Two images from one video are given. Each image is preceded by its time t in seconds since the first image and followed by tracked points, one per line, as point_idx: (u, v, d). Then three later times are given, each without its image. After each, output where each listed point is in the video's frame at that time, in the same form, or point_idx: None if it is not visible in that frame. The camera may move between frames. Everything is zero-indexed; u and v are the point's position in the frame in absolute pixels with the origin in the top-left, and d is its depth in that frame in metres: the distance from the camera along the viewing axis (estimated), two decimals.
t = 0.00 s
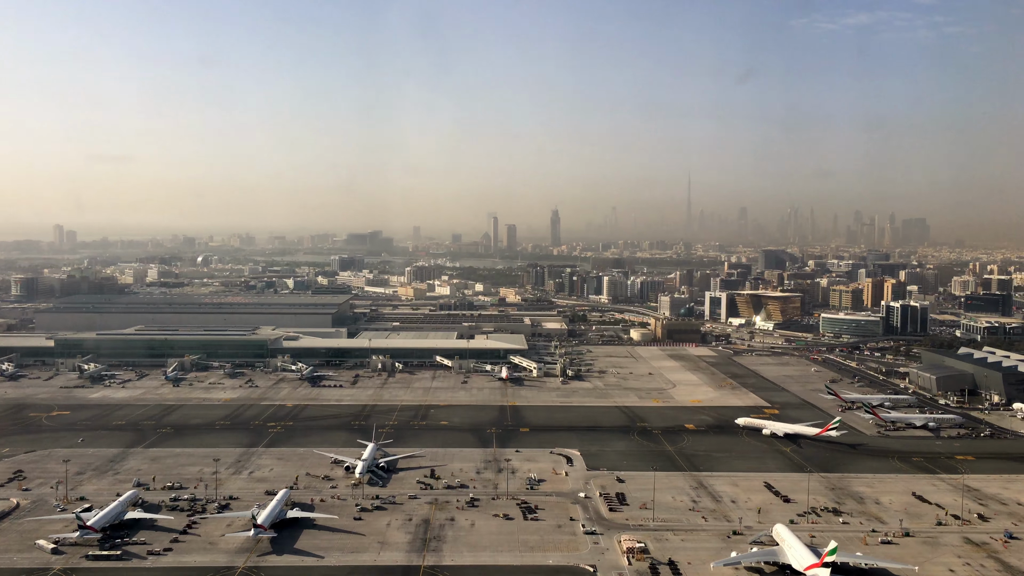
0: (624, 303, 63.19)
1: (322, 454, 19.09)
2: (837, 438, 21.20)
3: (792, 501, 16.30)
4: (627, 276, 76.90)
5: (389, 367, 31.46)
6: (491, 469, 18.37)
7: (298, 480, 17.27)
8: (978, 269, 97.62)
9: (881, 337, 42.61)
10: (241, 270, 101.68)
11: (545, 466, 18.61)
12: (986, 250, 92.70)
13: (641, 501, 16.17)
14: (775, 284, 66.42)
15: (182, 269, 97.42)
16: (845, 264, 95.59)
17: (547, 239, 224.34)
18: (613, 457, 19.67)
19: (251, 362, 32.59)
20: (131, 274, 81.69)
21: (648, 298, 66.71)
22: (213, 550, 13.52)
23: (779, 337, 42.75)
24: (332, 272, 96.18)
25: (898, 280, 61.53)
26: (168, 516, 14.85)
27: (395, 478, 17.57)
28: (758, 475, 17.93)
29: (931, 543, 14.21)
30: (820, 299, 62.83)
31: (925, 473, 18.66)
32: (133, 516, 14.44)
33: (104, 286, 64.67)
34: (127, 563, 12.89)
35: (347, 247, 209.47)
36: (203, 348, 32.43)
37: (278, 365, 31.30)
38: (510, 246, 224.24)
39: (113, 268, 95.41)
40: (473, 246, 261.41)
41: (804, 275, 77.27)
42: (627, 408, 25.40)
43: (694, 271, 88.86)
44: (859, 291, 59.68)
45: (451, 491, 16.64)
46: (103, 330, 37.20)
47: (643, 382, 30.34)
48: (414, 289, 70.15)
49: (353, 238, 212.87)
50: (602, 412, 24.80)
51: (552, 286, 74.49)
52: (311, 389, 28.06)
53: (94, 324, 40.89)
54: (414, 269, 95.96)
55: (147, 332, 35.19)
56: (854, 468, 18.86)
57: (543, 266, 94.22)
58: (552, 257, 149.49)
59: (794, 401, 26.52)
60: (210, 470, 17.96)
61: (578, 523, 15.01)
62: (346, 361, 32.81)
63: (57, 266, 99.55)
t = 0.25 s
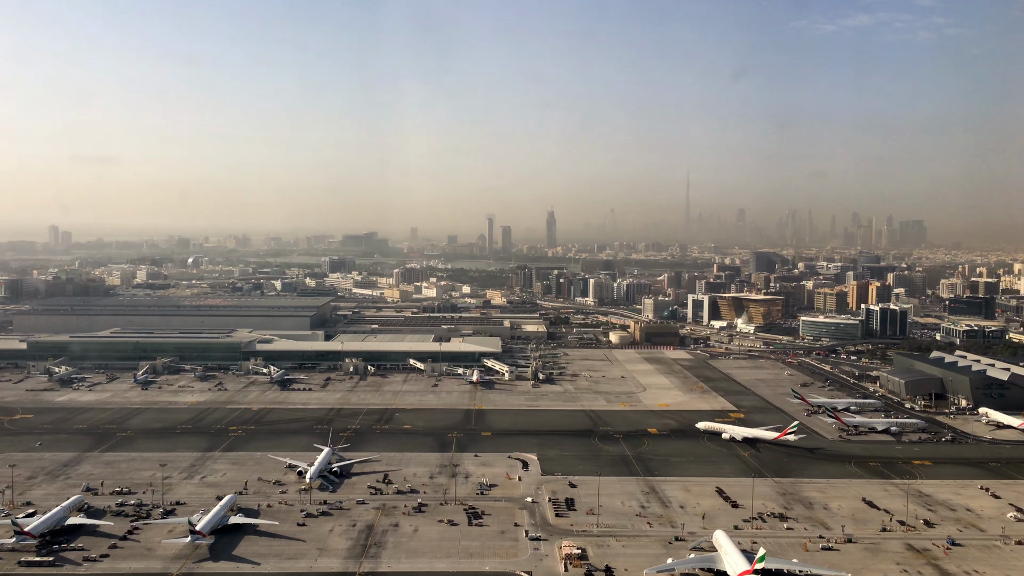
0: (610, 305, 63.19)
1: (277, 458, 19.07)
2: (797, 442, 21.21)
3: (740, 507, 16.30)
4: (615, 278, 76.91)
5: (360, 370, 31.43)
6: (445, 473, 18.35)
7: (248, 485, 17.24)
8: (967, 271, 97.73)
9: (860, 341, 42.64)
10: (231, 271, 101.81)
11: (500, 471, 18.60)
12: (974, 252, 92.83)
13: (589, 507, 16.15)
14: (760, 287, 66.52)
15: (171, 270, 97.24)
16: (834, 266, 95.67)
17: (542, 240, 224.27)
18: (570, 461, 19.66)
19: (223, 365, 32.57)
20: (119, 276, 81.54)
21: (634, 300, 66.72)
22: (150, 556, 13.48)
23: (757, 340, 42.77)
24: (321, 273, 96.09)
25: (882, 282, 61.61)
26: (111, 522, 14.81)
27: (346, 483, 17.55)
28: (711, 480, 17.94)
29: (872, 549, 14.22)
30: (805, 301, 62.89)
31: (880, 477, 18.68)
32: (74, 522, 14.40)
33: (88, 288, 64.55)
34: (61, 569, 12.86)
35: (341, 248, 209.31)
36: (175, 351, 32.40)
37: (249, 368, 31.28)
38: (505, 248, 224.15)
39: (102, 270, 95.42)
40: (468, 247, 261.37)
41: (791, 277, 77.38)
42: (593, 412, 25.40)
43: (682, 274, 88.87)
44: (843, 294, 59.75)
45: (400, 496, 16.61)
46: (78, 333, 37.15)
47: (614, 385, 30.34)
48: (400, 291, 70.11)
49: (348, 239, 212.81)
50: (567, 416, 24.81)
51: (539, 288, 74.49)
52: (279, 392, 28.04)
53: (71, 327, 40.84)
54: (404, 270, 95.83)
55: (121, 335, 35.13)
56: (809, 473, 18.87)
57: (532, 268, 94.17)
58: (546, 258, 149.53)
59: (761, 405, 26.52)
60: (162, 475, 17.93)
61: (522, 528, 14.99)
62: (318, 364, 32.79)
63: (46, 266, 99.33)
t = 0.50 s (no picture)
0: (594, 307, 63.23)
1: (234, 462, 19.01)
2: (760, 446, 21.22)
3: (693, 511, 16.30)
4: (601, 280, 76.94)
5: (333, 373, 31.39)
6: (401, 477, 18.31)
7: (202, 489, 17.19)
8: (955, 273, 97.98)
9: (839, 343, 42.70)
10: (219, 272, 101.78)
11: (457, 475, 18.58)
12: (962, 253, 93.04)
13: (541, 511, 16.12)
14: (745, 289, 66.61)
15: (159, 271, 97.02)
16: (822, 267, 95.75)
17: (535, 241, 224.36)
18: (530, 465, 19.65)
19: (196, 368, 32.50)
20: (105, 278, 81.31)
21: (619, 301, 66.75)
22: (92, 561, 13.42)
23: (736, 342, 42.81)
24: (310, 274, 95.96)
25: (866, 284, 61.75)
26: (57, 527, 14.75)
27: (301, 488, 17.50)
28: (668, 484, 17.93)
29: (818, 553, 14.24)
30: (789, 303, 62.99)
31: (838, 481, 18.70)
32: (18, 527, 14.34)
33: (72, 290, 64.37)
34: None
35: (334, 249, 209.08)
36: (148, 353, 32.33)
37: (222, 371, 31.22)
38: (497, 248, 224.13)
39: (89, 271, 95.25)
40: (461, 248, 261.31)
41: (778, 278, 77.49)
42: (560, 415, 25.39)
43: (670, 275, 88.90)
44: (826, 296, 59.87)
45: (353, 500, 16.57)
46: (53, 335, 37.04)
47: (586, 388, 30.34)
48: (386, 292, 70.05)
49: (341, 241, 212.56)
50: (535, 419, 24.79)
51: (526, 289, 74.49)
52: (249, 395, 27.99)
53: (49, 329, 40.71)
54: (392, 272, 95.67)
55: (95, 337, 35.04)
56: (768, 476, 18.89)
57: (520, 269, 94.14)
58: (536, 260, 149.58)
59: (730, 408, 26.53)
60: (117, 479, 17.87)
61: (470, 533, 14.95)
62: (292, 367, 32.75)
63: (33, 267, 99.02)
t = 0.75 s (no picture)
0: (577, 308, 63.27)
1: (187, 466, 18.96)
2: (718, 448, 21.24)
3: (639, 515, 16.33)
4: (586, 280, 77.01)
5: (303, 375, 31.36)
6: (353, 481, 18.29)
7: (151, 494, 17.13)
8: (941, 272, 98.38)
9: (815, 343, 42.79)
10: (206, 273, 101.52)
11: (410, 478, 18.60)
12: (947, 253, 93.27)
13: (487, 515, 16.11)
14: (728, 289, 66.74)
15: (145, 273, 96.75)
16: (808, 267, 95.91)
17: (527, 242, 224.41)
18: (484, 468, 19.64)
19: (166, 370, 32.43)
20: (89, 280, 81.04)
21: (603, 301, 66.78)
22: (27, 568, 13.36)
23: (713, 343, 42.87)
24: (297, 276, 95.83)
25: (847, 284, 61.94)
26: None
27: (251, 492, 17.47)
28: (619, 487, 17.96)
29: (757, 557, 14.28)
30: (771, 303, 63.13)
31: (790, 484, 18.75)
32: None
33: (54, 292, 64.14)
34: None
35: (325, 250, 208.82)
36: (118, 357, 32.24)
37: (191, 373, 31.16)
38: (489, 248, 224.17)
39: (75, 272, 94.95)
40: (453, 248, 261.24)
41: (762, 278, 77.61)
42: (524, 418, 25.40)
43: (656, 275, 88.94)
44: (807, 296, 60.02)
45: (300, 505, 16.56)
46: (26, 338, 36.92)
47: (554, 389, 30.36)
48: (370, 293, 69.98)
49: (333, 241, 212.36)
50: (498, 421, 24.79)
51: (511, 290, 74.53)
52: (216, 398, 27.93)
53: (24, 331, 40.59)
54: (379, 272, 95.53)
55: (67, 340, 34.91)
56: (721, 479, 18.93)
57: (507, 270, 94.06)
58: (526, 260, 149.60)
59: (695, 409, 26.57)
60: (68, 484, 17.81)
61: (412, 538, 14.93)
62: (263, 369, 32.71)
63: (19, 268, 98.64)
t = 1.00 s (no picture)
0: (563, 311, 63.21)
1: (146, 471, 18.90)
2: (682, 453, 21.22)
3: (593, 520, 16.29)
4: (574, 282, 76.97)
5: (278, 379, 31.27)
6: (311, 487, 18.24)
7: (105, 500, 17.07)
8: (931, 274, 98.42)
9: (796, 346, 42.80)
10: (196, 276, 101.40)
11: (369, 483, 18.54)
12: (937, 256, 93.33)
13: (440, 521, 16.08)
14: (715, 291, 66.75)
15: (134, 275, 96.57)
16: (798, 269, 95.95)
17: (521, 243, 224.22)
18: (446, 473, 19.60)
19: (141, 374, 32.36)
20: (76, 282, 80.84)
21: (589, 304, 66.76)
22: None
23: (694, 346, 42.86)
24: (286, 278, 95.73)
25: (833, 286, 61.96)
26: None
27: (207, 498, 17.41)
28: (577, 492, 17.92)
29: (705, 563, 14.24)
30: (757, 305, 63.13)
31: (750, 489, 18.73)
32: None
33: (40, 294, 63.98)
34: None
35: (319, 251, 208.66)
36: (93, 360, 32.16)
37: (165, 377, 31.09)
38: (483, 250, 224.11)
39: (64, 275, 94.81)
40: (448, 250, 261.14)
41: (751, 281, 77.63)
42: (494, 422, 25.37)
43: (646, 277, 88.96)
44: (793, 298, 60.03)
45: (254, 511, 16.50)
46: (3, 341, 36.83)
47: (529, 393, 30.32)
48: (357, 295, 69.91)
49: (327, 243, 212.25)
50: (467, 426, 24.76)
51: (498, 292, 74.48)
52: (187, 402, 27.87)
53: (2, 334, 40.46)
54: (369, 275, 95.45)
55: (43, 343, 34.81)
56: (681, 484, 18.89)
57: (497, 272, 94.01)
58: (518, 262, 149.55)
59: (666, 413, 26.56)
60: (23, 490, 17.74)
61: (361, 544, 14.89)
62: (238, 373, 32.63)
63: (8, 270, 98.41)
